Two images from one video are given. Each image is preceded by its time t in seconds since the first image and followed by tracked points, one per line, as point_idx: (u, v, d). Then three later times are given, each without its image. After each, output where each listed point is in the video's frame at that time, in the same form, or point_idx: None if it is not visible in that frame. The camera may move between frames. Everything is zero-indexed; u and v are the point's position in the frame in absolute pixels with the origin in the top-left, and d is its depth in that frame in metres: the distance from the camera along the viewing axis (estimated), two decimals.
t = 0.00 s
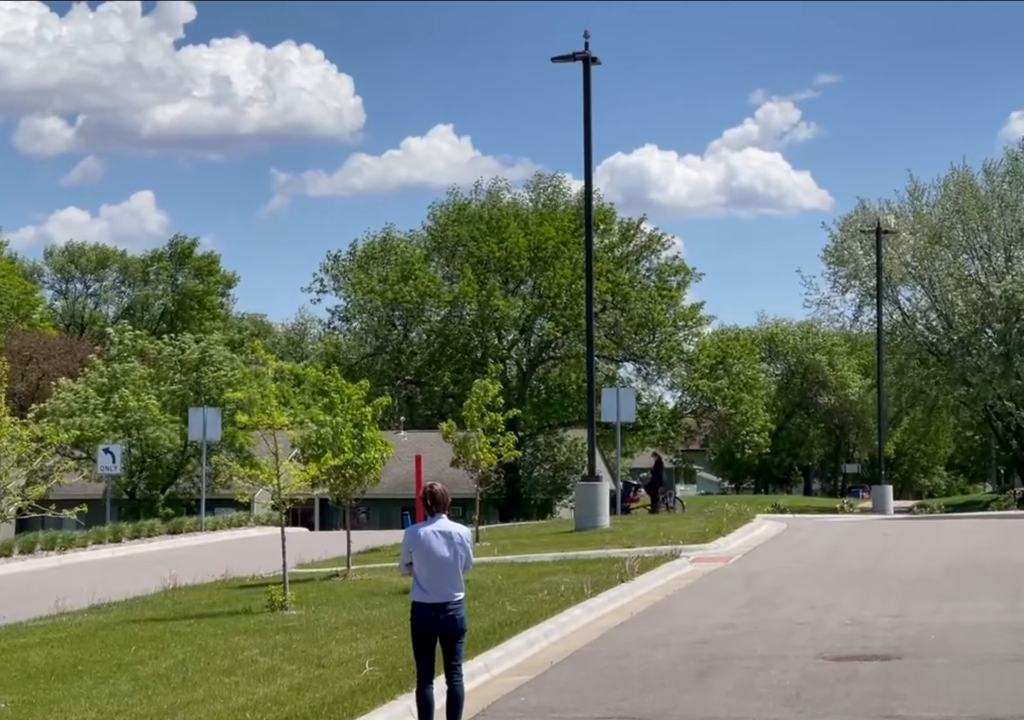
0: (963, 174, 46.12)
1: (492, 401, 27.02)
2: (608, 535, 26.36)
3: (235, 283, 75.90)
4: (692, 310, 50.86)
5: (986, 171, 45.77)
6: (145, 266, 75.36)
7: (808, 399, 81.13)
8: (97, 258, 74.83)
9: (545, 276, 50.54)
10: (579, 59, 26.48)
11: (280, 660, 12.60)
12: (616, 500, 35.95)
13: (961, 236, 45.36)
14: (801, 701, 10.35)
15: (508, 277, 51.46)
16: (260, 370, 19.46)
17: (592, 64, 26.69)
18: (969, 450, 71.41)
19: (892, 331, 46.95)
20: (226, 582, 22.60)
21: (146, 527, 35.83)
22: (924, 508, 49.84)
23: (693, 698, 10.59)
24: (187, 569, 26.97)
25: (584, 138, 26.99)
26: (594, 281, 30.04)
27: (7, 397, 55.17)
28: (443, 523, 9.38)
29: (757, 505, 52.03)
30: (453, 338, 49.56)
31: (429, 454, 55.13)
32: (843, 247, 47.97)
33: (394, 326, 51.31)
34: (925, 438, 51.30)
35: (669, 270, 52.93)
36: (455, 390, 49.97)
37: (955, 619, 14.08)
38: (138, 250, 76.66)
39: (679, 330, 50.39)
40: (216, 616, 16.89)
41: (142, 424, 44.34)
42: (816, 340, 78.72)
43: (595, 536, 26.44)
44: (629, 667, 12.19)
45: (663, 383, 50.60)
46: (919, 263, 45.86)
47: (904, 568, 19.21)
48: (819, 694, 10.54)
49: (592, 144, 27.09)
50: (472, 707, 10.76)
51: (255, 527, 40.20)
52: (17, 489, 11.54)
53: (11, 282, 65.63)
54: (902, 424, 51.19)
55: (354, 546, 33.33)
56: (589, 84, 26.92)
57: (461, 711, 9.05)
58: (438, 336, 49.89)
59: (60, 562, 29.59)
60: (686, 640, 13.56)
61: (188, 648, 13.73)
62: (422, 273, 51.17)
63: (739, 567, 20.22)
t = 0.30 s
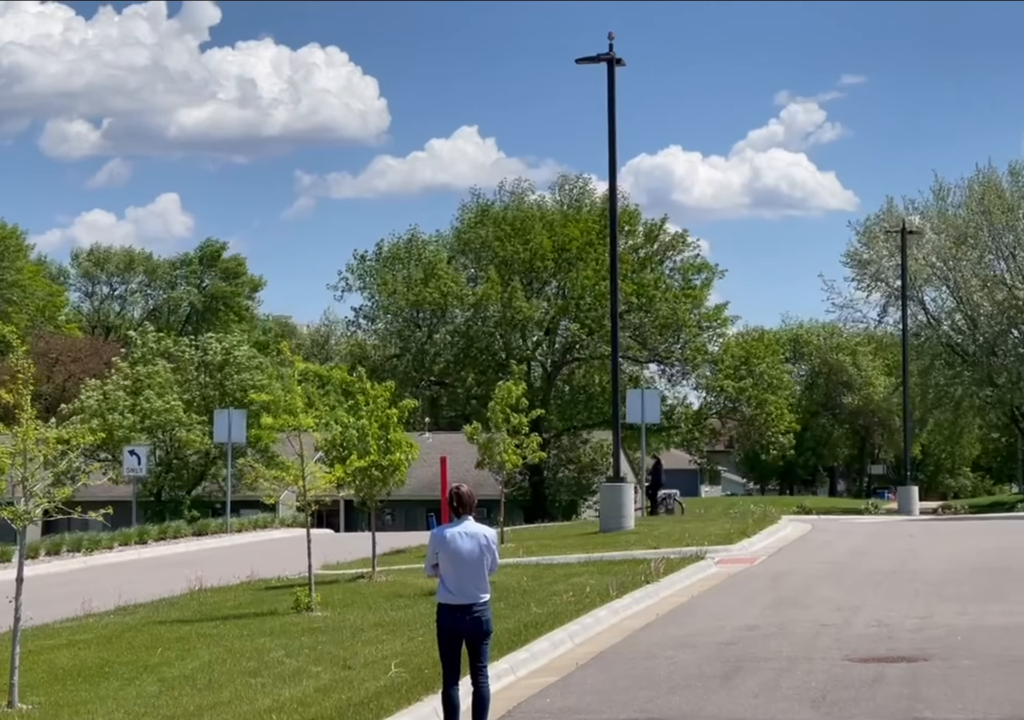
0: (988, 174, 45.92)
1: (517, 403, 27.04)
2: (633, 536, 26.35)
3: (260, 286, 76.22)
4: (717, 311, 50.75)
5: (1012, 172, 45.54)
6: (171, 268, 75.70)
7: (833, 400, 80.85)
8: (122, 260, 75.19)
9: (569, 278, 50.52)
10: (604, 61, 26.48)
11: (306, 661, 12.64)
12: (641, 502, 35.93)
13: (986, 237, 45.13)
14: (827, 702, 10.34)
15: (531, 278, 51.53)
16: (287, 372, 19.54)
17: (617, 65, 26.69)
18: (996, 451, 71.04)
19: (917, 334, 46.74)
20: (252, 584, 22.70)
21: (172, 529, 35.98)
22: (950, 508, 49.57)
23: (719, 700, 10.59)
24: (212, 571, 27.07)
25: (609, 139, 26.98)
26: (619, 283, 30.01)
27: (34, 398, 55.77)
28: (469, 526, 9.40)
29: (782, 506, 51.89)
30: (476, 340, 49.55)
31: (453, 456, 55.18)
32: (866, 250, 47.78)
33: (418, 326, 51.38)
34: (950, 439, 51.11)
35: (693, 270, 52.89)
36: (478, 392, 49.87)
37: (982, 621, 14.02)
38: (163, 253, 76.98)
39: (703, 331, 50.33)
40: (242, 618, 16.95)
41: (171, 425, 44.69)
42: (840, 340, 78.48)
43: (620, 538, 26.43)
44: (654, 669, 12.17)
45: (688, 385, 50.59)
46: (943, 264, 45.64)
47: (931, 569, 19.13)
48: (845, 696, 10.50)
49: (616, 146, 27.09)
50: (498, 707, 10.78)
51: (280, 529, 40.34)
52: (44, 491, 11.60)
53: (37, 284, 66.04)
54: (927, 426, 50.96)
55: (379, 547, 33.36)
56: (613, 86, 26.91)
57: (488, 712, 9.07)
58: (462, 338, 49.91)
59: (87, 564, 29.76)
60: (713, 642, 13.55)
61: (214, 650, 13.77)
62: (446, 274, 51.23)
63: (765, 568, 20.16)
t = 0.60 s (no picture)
0: (1013, 174, 45.67)
1: (539, 404, 27.06)
2: (656, 537, 26.34)
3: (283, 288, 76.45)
4: (740, 312, 50.55)
5: None
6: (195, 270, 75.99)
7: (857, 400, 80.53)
8: (147, 264, 75.56)
9: (592, 280, 50.48)
10: (626, 61, 26.47)
11: (330, 663, 12.69)
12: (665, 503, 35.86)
13: (1010, 238, 44.88)
14: (852, 703, 10.31)
15: (554, 280, 51.58)
16: (310, 374, 19.61)
17: (639, 66, 26.68)
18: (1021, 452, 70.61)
19: (940, 335, 46.53)
20: (276, 585, 22.79)
21: (196, 530, 36.14)
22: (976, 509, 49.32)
23: (744, 701, 10.57)
24: (237, 573, 27.17)
25: (632, 140, 26.97)
26: (642, 284, 29.95)
27: (58, 401, 56.47)
28: (492, 527, 9.41)
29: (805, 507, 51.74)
30: (498, 343, 49.51)
31: (476, 457, 55.21)
32: (888, 252, 47.56)
33: (441, 327, 51.50)
34: (973, 439, 50.85)
35: (715, 270, 52.77)
36: (501, 393, 49.84)
37: (1008, 622, 13.95)
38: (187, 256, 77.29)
39: (726, 332, 50.15)
40: (266, 619, 17.01)
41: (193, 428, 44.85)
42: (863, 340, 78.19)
43: (643, 538, 26.41)
44: (679, 670, 12.17)
45: (712, 386, 50.49)
46: (967, 264, 45.41)
47: (955, 570, 19.04)
48: (871, 697, 10.47)
49: (639, 146, 27.07)
50: (523, 709, 10.79)
51: (304, 530, 40.47)
52: (68, 493, 11.64)
53: (62, 286, 66.44)
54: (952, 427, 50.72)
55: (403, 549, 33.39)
56: (636, 86, 26.91)
57: (511, 713, 9.06)
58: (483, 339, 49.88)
59: (111, 565, 29.91)
60: (737, 643, 13.54)
61: (238, 652, 13.85)
62: (468, 275, 51.26)
63: (789, 570, 20.10)
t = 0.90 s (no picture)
0: None
1: (560, 405, 27.11)
2: (678, 537, 26.32)
3: (304, 290, 76.67)
4: (761, 312, 50.30)
5: None
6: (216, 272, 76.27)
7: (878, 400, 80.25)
8: (168, 266, 75.95)
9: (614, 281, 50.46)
10: (647, 61, 26.47)
11: (351, 663, 12.74)
12: (687, 504, 35.83)
13: None
14: (874, 703, 10.29)
15: (576, 280, 51.47)
16: (333, 374, 19.67)
17: (660, 67, 26.68)
18: None
19: (962, 334, 46.35)
20: (298, 586, 22.87)
21: (218, 531, 36.31)
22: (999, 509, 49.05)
23: (766, 702, 10.55)
24: (259, 574, 27.27)
25: (652, 141, 26.97)
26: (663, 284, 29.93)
27: (80, 402, 56.82)
28: (514, 527, 9.44)
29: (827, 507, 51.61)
30: (520, 344, 49.34)
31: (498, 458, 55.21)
32: (908, 252, 47.35)
33: (463, 328, 51.63)
34: (996, 439, 50.59)
35: (737, 271, 52.69)
36: (524, 394, 49.96)
37: None
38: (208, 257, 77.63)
39: (748, 332, 49.89)
40: (288, 620, 17.08)
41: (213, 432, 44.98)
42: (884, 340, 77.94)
43: (664, 539, 26.39)
44: (700, 671, 12.17)
45: (734, 386, 50.41)
46: (988, 265, 45.25)
47: (977, 569, 18.96)
48: (893, 698, 10.45)
49: (660, 147, 27.06)
50: (545, 709, 10.81)
51: (326, 531, 40.58)
52: (90, 493, 11.75)
53: (84, 289, 66.77)
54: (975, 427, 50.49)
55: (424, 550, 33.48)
56: (656, 87, 26.90)
57: (535, 714, 9.08)
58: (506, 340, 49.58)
59: (135, 566, 30.12)
60: (759, 643, 13.53)
61: (260, 652, 13.92)
62: (491, 277, 51.33)
63: (811, 570, 20.06)
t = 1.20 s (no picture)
0: None
1: (580, 404, 27.10)
2: (697, 536, 26.28)
3: (322, 291, 76.81)
4: (780, 310, 50.14)
5: None
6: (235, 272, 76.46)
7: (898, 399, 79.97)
8: (187, 266, 76.21)
9: (633, 281, 50.42)
10: (666, 60, 26.44)
11: (371, 663, 12.76)
12: (707, 503, 35.79)
13: None
14: (895, 702, 10.26)
15: (597, 279, 51.30)
16: (351, 374, 19.68)
17: (679, 65, 26.65)
18: None
19: (982, 333, 46.16)
20: (317, 586, 22.92)
21: (237, 531, 36.40)
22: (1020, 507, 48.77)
23: (786, 701, 10.52)
24: (279, 573, 27.33)
25: (671, 139, 26.94)
26: (682, 283, 29.90)
27: (100, 402, 57.05)
28: (534, 527, 9.44)
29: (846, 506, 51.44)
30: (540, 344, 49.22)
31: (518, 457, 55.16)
32: (927, 250, 47.16)
33: (481, 328, 51.65)
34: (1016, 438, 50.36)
35: (756, 270, 52.61)
36: (544, 393, 50.06)
37: None
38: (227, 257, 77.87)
39: (767, 331, 49.74)
40: (308, 620, 17.11)
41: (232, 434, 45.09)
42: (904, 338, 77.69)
43: (684, 538, 26.34)
44: (720, 670, 12.15)
45: (753, 385, 50.31)
46: (1008, 263, 45.04)
47: (998, 568, 18.86)
48: (914, 697, 10.40)
49: (678, 145, 27.03)
50: (565, 709, 10.80)
51: (345, 531, 40.67)
52: (109, 493, 11.82)
53: (103, 290, 66.97)
54: (995, 425, 50.27)
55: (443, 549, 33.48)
56: (675, 85, 26.87)
57: (554, 714, 9.09)
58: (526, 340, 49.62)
59: (154, 566, 30.24)
60: (779, 642, 13.50)
61: (279, 652, 13.94)
62: (510, 277, 51.36)
63: (831, 569, 19.98)
